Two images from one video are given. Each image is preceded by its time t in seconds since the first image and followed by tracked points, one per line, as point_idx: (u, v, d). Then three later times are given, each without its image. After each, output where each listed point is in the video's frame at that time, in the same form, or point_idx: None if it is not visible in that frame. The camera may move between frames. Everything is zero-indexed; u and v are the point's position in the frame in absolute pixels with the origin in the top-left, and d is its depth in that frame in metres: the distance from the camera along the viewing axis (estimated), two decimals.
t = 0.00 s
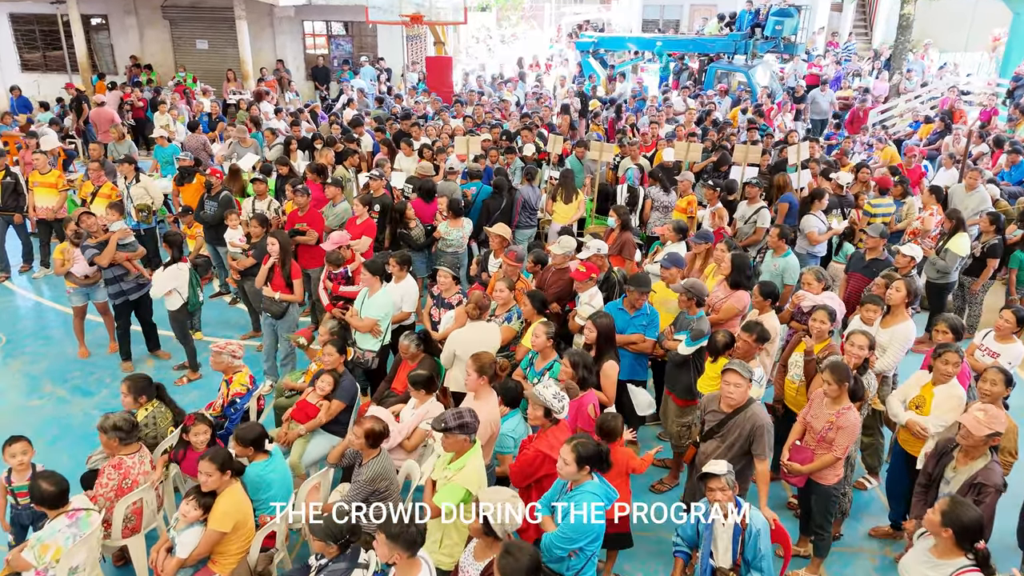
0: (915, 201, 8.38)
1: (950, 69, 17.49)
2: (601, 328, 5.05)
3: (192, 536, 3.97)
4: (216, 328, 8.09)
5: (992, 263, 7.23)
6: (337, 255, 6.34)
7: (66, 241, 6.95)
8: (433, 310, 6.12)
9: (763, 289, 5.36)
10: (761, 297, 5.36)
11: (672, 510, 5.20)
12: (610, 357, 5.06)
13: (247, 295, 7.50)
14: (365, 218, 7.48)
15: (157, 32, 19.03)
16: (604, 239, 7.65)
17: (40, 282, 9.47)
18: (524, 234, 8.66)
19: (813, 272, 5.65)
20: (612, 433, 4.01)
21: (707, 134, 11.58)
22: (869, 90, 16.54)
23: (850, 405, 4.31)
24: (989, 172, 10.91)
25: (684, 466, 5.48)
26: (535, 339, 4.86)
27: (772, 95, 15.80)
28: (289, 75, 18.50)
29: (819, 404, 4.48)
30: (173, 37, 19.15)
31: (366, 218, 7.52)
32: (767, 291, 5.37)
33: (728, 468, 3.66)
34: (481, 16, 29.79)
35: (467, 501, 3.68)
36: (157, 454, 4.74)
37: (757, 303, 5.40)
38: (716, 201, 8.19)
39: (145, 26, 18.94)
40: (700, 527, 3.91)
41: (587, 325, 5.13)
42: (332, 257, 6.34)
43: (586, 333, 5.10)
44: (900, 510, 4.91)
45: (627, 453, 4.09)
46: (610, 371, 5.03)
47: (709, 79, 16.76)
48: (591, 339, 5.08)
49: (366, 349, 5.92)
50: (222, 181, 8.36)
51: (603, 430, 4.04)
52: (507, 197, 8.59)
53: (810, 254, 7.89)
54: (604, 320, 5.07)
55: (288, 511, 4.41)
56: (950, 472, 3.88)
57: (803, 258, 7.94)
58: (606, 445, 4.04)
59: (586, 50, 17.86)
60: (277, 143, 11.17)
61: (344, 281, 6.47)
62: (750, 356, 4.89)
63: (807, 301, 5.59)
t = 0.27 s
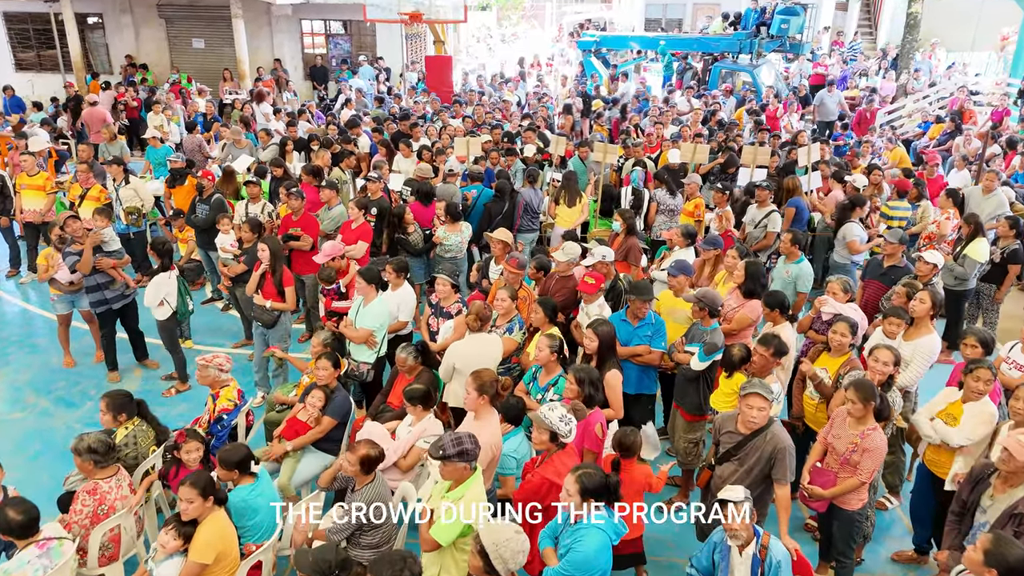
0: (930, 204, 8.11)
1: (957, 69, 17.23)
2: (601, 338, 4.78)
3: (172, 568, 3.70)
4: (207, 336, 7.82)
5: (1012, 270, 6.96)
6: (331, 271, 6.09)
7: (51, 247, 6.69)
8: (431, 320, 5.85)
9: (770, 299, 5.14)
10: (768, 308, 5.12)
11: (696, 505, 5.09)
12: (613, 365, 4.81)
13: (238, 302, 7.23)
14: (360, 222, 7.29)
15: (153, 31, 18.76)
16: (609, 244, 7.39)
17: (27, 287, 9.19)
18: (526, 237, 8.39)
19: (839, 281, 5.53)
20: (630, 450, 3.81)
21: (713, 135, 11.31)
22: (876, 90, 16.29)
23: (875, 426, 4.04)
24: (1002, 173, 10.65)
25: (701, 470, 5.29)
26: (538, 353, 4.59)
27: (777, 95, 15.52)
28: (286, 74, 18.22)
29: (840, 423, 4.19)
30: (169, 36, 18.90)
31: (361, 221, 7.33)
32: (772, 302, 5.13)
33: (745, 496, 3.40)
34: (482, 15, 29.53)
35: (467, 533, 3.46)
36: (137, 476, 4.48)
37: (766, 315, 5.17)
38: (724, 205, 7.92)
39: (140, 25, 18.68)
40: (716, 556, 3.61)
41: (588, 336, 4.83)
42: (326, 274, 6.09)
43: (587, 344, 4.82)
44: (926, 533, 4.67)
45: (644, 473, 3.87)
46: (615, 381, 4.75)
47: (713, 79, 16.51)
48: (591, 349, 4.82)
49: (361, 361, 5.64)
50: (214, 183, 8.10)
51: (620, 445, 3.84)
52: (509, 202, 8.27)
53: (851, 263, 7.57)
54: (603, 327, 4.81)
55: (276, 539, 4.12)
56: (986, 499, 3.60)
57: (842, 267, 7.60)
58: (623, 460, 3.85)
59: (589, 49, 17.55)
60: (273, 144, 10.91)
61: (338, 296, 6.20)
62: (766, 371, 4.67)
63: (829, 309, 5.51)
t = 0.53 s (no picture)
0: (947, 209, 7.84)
1: (966, 68, 16.95)
2: (609, 350, 4.51)
3: None
4: (197, 344, 7.54)
5: None
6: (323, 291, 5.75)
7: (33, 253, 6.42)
8: (431, 331, 5.57)
9: (781, 312, 4.90)
10: (778, 321, 4.89)
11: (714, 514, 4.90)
12: (618, 378, 4.53)
13: (229, 310, 6.96)
14: (356, 226, 7.03)
15: (148, 30, 18.50)
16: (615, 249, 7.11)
17: (13, 293, 8.91)
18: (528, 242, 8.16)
19: (864, 293, 5.61)
20: (654, 473, 3.62)
21: (719, 136, 11.03)
22: (884, 90, 16.02)
23: (904, 450, 3.76)
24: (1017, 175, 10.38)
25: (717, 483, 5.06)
26: (543, 369, 4.32)
27: (783, 95, 15.24)
28: (284, 74, 17.94)
29: (865, 446, 3.91)
30: (164, 35, 18.64)
31: (357, 226, 7.06)
32: (783, 315, 4.90)
33: (766, 525, 3.16)
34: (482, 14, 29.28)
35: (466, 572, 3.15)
36: (115, 501, 4.21)
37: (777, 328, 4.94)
38: (732, 208, 7.66)
39: (136, 23, 18.41)
40: None
41: (593, 352, 4.51)
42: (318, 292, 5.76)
43: (593, 357, 4.52)
44: (953, 559, 4.34)
45: (666, 493, 3.65)
46: (619, 398, 4.45)
47: (717, 79, 16.25)
48: (596, 364, 4.53)
49: (355, 375, 5.37)
50: (206, 185, 7.84)
51: (642, 468, 3.65)
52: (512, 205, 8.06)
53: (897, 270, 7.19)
54: (609, 339, 4.53)
55: (262, 570, 3.84)
56: None
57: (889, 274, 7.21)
58: (643, 481, 3.63)
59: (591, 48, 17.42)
60: (268, 145, 10.63)
61: (333, 313, 5.88)
62: (784, 387, 4.43)
63: (850, 320, 5.50)
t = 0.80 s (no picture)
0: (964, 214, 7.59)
1: (975, 68, 16.69)
2: (621, 362, 4.21)
3: None
4: (188, 354, 7.28)
5: None
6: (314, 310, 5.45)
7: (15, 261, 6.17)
8: (430, 344, 5.30)
9: (795, 328, 4.64)
10: (792, 337, 4.64)
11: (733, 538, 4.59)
12: (625, 397, 4.24)
13: (219, 320, 6.69)
14: (352, 232, 6.76)
15: (145, 29, 18.26)
16: (620, 256, 6.84)
17: None
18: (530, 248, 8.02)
19: (883, 304, 5.37)
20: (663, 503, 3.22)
21: (725, 138, 10.77)
22: (891, 90, 15.76)
23: (937, 480, 3.49)
24: None
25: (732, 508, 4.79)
26: (548, 389, 4.06)
27: (789, 95, 14.98)
28: (281, 74, 17.69)
29: (894, 474, 3.65)
30: (161, 35, 18.40)
31: (354, 232, 6.80)
32: (797, 331, 4.63)
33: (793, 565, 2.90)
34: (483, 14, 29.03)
35: None
36: (92, 530, 3.95)
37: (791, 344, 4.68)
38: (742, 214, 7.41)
39: (131, 23, 18.15)
40: None
41: (599, 374, 4.20)
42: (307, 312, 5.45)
43: (601, 375, 4.20)
44: None
45: (680, 528, 3.25)
46: (626, 417, 4.19)
47: (721, 80, 16.01)
48: (604, 382, 4.22)
49: (350, 392, 5.10)
50: (197, 189, 7.58)
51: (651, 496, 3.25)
52: (512, 209, 7.85)
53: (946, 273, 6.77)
54: (620, 352, 4.23)
55: None
56: None
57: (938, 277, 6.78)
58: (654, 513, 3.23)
59: (594, 48, 17.33)
60: (263, 147, 10.37)
61: (323, 331, 5.61)
62: (804, 406, 4.16)
63: (869, 332, 5.26)
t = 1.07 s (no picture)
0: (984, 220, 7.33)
1: (984, 68, 16.41)
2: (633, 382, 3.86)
3: None
4: (178, 365, 7.01)
5: None
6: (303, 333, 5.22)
7: None
8: (429, 359, 5.03)
9: (818, 346, 4.43)
10: (816, 356, 4.43)
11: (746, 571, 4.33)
12: (636, 420, 3.89)
13: (210, 330, 6.43)
14: (349, 239, 6.51)
15: (141, 28, 18.01)
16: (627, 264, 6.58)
17: None
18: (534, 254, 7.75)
19: (905, 317, 5.07)
20: (667, 542, 3.00)
21: (732, 140, 10.50)
22: (900, 91, 15.49)
23: (977, 515, 3.23)
24: None
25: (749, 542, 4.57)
26: (556, 412, 3.80)
27: (796, 96, 14.72)
28: (280, 74, 17.43)
29: (929, 506, 3.38)
30: (157, 34, 18.16)
31: (350, 238, 6.54)
32: (820, 349, 4.43)
33: None
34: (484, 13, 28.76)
35: None
36: (66, 563, 3.69)
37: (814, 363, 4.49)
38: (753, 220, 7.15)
39: (128, 22, 17.90)
40: None
41: (608, 395, 3.86)
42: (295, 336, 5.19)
43: (610, 395, 3.87)
44: None
45: (681, 566, 3.05)
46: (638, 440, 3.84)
47: (727, 80, 15.75)
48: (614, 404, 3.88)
49: (344, 410, 4.82)
50: (189, 193, 7.32)
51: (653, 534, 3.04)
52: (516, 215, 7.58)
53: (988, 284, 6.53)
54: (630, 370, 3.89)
55: None
56: None
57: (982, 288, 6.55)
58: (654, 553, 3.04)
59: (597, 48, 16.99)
60: (259, 149, 10.12)
61: (312, 354, 5.34)
62: (828, 428, 3.89)
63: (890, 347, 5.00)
